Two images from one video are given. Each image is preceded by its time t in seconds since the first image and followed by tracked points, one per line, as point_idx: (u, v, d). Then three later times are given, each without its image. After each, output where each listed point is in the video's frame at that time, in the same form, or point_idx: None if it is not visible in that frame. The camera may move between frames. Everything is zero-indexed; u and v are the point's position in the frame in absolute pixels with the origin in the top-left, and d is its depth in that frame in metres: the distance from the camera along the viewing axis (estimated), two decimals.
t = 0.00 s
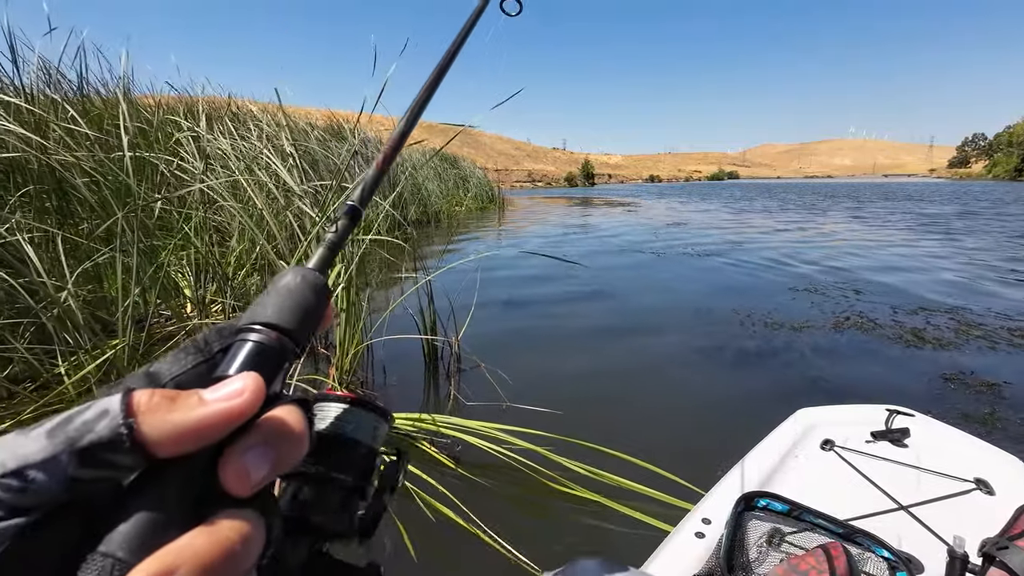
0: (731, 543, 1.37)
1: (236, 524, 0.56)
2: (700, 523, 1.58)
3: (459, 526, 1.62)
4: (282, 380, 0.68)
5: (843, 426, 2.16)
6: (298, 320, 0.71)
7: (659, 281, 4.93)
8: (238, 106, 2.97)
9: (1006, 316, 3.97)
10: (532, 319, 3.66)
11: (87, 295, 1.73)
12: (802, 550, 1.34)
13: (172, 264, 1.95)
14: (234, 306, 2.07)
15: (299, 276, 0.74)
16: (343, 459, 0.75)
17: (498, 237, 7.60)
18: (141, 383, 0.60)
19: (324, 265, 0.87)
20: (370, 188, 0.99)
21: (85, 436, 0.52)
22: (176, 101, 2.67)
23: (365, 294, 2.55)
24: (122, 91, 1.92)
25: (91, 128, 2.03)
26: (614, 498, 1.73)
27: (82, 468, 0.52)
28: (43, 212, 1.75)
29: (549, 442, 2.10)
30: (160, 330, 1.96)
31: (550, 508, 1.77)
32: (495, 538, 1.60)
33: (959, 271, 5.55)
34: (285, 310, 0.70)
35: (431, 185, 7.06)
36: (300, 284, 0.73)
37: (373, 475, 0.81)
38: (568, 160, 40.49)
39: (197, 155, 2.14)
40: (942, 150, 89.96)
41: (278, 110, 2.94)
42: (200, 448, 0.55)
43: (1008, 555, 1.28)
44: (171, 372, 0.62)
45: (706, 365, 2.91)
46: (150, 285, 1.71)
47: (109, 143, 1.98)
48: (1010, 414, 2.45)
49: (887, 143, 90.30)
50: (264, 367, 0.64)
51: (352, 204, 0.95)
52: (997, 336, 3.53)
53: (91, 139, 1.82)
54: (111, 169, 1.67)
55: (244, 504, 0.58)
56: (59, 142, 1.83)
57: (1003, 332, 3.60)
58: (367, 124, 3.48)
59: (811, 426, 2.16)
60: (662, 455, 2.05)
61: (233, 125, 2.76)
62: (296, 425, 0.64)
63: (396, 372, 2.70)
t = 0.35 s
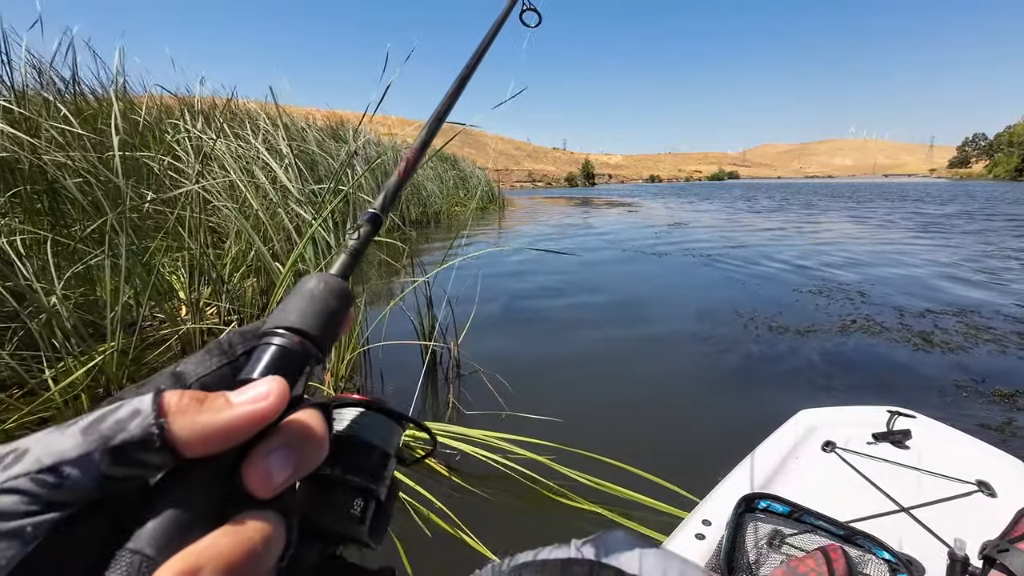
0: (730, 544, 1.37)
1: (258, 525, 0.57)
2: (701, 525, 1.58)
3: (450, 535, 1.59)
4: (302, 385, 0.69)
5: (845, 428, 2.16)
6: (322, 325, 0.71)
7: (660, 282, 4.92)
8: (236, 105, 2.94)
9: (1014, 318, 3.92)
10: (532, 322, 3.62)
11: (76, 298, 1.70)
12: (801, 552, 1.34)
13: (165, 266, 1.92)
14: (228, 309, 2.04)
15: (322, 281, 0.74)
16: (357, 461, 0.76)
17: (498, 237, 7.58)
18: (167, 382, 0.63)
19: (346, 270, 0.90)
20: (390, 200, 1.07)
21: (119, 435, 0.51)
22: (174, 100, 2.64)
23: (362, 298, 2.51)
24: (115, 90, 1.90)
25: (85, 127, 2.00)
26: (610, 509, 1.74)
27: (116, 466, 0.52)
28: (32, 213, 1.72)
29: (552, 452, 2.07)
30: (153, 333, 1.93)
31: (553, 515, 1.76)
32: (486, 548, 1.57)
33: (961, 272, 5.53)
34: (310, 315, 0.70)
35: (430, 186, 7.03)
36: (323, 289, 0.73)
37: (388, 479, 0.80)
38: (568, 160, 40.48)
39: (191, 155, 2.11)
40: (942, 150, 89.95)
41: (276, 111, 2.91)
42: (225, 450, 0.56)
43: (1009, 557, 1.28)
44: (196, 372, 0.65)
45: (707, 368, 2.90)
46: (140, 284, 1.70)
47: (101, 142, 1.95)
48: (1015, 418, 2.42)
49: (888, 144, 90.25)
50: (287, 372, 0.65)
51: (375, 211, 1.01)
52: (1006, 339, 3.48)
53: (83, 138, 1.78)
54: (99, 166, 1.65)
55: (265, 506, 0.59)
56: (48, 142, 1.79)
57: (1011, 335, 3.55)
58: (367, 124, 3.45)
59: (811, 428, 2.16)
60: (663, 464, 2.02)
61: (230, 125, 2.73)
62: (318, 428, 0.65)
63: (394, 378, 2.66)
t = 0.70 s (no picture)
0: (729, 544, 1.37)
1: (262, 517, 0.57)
2: (700, 523, 1.58)
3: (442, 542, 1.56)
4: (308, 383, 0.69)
5: (845, 428, 2.16)
6: (326, 322, 0.71)
7: (659, 283, 4.91)
8: (234, 105, 2.92)
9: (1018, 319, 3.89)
10: (530, 325, 3.60)
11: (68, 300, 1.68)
12: (801, 552, 1.33)
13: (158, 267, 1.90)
14: (223, 312, 2.02)
15: (327, 279, 0.74)
16: (361, 457, 0.76)
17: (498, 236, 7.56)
18: (174, 378, 0.60)
19: (351, 268, 0.90)
20: (394, 201, 1.09)
21: (129, 427, 0.51)
22: (170, 99, 2.62)
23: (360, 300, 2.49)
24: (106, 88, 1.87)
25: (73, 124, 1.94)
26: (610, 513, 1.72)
27: (126, 457, 0.52)
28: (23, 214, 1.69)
29: (552, 461, 2.04)
30: (146, 335, 1.91)
31: (553, 520, 1.75)
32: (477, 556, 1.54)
33: (961, 273, 5.53)
34: (316, 312, 0.70)
35: (429, 186, 7.01)
36: (328, 287, 0.73)
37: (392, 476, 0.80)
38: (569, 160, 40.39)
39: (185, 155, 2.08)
40: (942, 150, 89.95)
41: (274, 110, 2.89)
42: (232, 443, 0.56)
43: (1009, 558, 1.28)
44: (202, 368, 0.63)
45: (708, 371, 2.90)
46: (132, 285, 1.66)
47: (92, 140, 1.91)
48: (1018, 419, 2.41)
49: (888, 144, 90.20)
50: (294, 369, 0.65)
51: (378, 210, 1.02)
52: (1011, 340, 3.46)
53: (73, 135, 1.73)
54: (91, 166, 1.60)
55: (269, 500, 0.59)
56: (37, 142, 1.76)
57: (1015, 336, 3.53)
58: (365, 123, 3.44)
59: (812, 428, 2.16)
60: (662, 468, 2.01)
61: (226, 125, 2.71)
62: (322, 425, 0.67)
63: (391, 382, 2.63)
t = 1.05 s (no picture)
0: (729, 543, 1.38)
1: (267, 513, 0.58)
2: (699, 522, 1.59)
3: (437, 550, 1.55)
4: (309, 382, 0.69)
5: (844, 428, 2.17)
6: (329, 322, 0.71)
7: (659, 284, 4.91)
8: (231, 105, 2.91)
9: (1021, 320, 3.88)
10: (530, 327, 3.57)
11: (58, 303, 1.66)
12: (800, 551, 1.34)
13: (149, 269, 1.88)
14: (216, 314, 2.01)
15: (329, 280, 0.74)
16: (362, 457, 0.77)
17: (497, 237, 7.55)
18: (178, 376, 0.61)
19: (354, 270, 0.90)
20: (396, 203, 1.09)
21: (135, 423, 0.52)
22: (166, 98, 2.61)
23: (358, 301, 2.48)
24: (98, 87, 1.84)
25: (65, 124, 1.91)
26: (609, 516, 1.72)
27: (132, 453, 0.52)
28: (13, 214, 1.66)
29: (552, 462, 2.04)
30: (137, 339, 1.90)
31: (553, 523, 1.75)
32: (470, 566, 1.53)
33: (961, 273, 5.53)
34: (318, 312, 0.71)
35: (429, 186, 6.99)
36: (331, 287, 0.74)
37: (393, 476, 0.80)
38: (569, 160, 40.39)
39: (179, 155, 2.06)
40: (942, 150, 89.99)
41: (272, 110, 2.88)
42: (236, 440, 0.57)
43: (1007, 558, 1.28)
44: (206, 366, 0.63)
45: (708, 371, 2.90)
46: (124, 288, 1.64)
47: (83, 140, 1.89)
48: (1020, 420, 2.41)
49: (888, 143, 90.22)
50: (295, 369, 0.66)
51: (380, 213, 1.03)
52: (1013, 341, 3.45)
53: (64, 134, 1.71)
54: (81, 165, 1.57)
55: (274, 497, 0.60)
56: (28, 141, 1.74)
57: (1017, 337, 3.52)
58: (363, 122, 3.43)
59: (812, 427, 2.17)
60: (661, 470, 2.01)
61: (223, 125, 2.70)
62: (325, 424, 0.68)
63: (388, 386, 2.60)
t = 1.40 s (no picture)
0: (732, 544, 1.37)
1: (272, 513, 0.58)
2: (702, 523, 1.58)
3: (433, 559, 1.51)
4: (313, 383, 0.68)
5: (848, 429, 2.16)
6: (333, 323, 0.71)
7: (660, 284, 4.89)
8: (230, 107, 2.91)
9: None
10: (529, 329, 3.55)
11: (49, 306, 1.64)
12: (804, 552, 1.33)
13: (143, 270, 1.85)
14: (212, 316, 1.99)
15: (334, 280, 0.74)
16: (366, 457, 0.76)
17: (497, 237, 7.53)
18: (184, 377, 0.60)
19: (357, 272, 0.90)
20: (400, 205, 1.09)
21: (142, 422, 0.51)
22: (163, 98, 2.59)
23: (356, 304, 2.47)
24: (91, 86, 1.82)
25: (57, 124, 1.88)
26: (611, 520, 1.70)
27: (138, 452, 0.52)
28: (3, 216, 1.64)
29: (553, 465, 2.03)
30: (130, 342, 1.88)
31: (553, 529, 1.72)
32: None
33: (962, 273, 5.51)
34: (323, 313, 0.70)
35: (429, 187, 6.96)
36: (335, 288, 0.73)
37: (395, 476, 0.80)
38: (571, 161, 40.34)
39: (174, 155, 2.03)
40: (943, 150, 89.87)
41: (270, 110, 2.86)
42: (241, 439, 0.56)
43: (1014, 560, 1.27)
44: (211, 367, 0.62)
45: (710, 373, 2.89)
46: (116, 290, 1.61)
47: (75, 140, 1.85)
48: None
49: (891, 143, 89.99)
50: (300, 369, 0.65)
51: (384, 215, 1.02)
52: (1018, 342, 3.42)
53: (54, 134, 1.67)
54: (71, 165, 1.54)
55: (278, 497, 0.59)
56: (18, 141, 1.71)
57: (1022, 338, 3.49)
58: (361, 123, 3.41)
59: (815, 428, 2.17)
60: (663, 474, 2.00)
61: (220, 125, 2.68)
62: (329, 425, 0.67)
63: (388, 388, 2.59)
